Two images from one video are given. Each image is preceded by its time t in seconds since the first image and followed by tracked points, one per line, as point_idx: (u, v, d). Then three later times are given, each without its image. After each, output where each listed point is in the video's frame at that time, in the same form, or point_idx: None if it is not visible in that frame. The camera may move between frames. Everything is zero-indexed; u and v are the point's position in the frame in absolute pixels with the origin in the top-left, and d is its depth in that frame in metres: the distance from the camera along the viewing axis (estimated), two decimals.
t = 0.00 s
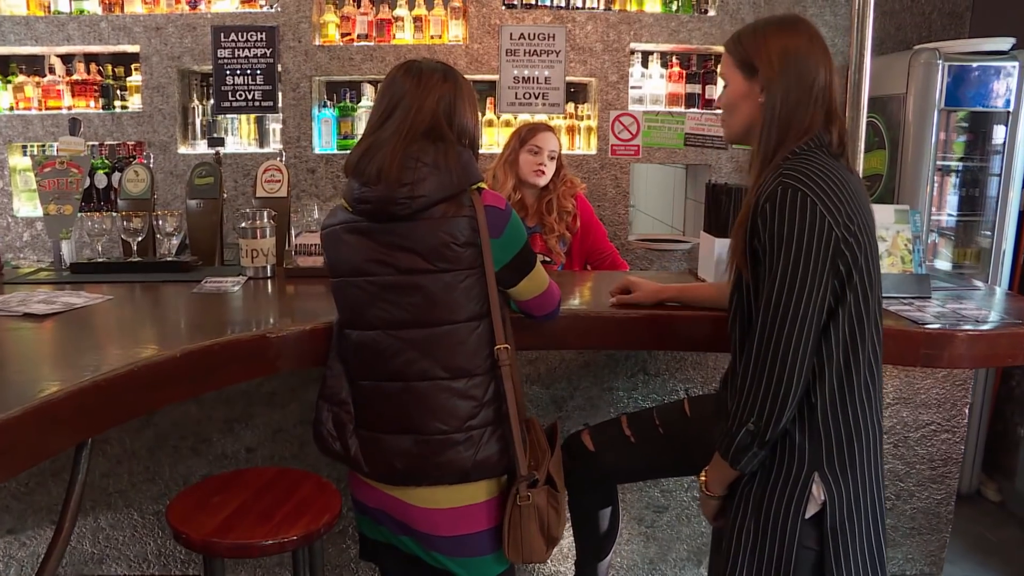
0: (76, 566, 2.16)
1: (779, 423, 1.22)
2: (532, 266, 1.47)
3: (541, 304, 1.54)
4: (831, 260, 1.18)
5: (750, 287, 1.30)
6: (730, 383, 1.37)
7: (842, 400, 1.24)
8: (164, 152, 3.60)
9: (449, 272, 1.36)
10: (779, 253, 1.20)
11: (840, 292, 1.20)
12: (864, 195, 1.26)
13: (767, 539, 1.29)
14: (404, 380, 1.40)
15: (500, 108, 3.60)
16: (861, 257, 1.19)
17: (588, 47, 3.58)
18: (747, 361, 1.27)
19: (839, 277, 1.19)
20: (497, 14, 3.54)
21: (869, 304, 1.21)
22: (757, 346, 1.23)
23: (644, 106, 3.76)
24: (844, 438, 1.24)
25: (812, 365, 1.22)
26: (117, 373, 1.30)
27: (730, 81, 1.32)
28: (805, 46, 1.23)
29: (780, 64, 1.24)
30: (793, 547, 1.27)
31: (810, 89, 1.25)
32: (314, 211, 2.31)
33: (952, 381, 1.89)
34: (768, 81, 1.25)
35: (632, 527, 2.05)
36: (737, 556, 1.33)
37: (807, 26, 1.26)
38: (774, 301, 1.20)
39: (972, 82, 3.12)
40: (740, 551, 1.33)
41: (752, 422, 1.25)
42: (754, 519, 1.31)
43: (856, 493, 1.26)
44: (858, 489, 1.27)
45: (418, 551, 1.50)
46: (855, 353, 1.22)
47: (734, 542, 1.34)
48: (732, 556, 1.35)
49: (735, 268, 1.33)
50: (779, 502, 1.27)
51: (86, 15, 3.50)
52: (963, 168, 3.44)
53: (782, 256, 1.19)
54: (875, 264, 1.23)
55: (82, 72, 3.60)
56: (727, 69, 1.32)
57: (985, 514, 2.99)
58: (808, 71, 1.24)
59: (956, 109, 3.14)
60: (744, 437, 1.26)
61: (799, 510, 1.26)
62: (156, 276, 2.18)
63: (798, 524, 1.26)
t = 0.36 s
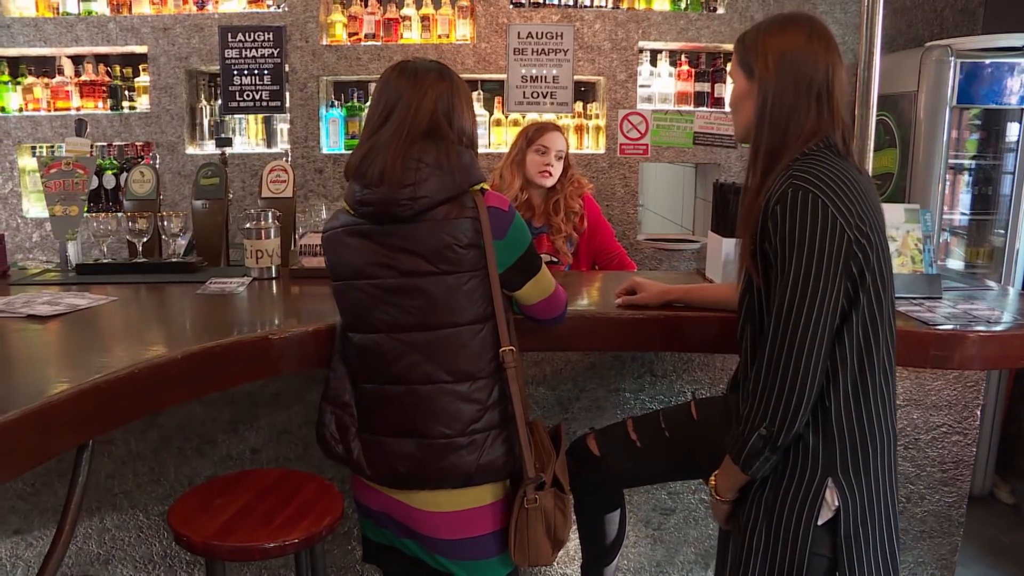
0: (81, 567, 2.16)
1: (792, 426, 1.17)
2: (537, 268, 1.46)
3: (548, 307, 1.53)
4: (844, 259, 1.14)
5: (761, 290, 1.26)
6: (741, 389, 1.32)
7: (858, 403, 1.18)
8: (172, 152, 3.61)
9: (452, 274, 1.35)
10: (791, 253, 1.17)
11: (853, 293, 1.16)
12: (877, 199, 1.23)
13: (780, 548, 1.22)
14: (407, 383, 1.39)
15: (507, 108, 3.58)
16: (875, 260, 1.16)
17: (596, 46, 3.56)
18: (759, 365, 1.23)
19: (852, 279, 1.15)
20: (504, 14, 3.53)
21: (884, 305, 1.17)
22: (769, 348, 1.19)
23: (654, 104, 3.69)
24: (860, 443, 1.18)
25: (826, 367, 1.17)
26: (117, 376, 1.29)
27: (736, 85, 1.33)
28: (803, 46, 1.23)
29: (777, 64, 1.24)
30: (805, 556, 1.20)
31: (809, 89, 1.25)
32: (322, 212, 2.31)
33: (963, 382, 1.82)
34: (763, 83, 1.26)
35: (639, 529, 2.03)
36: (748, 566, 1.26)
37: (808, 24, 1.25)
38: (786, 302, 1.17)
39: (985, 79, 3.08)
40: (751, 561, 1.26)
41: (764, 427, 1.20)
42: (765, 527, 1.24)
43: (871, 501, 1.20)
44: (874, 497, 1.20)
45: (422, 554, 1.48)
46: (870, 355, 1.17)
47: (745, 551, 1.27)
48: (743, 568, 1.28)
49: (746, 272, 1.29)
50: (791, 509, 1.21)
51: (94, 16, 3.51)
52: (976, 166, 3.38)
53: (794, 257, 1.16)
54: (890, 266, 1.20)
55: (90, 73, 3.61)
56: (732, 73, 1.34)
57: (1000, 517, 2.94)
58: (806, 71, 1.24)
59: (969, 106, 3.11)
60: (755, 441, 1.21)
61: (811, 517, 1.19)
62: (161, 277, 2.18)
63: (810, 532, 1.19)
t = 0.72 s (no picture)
0: (96, 561, 2.20)
1: (795, 434, 1.13)
2: (540, 271, 1.44)
3: (554, 309, 1.52)
4: (849, 265, 1.10)
5: (763, 294, 1.22)
6: (743, 395, 1.28)
7: (862, 411, 1.14)
8: (194, 153, 3.65)
9: (452, 277, 1.35)
10: (796, 257, 1.12)
11: (859, 299, 1.12)
12: (884, 203, 1.19)
13: (780, 557, 1.19)
14: (407, 386, 1.39)
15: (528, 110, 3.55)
16: (881, 265, 1.13)
17: (615, 48, 3.55)
18: (760, 371, 1.19)
19: (858, 284, 1.12)
20: (523, 16, 3.53)
21: (890, 312, 1.13)
22: (772, 353, 1.15)
23: (672, 108, 3.69)
24: (863, 451, 1.15)
25: (830, 374, 1.13)
26: (120, 375, 1.31)
27: (742, 87, 1.30)
28: (809, 47, 1.20)
29: (783, 66, 1.20)
30: (806, 566, 1.17)
31: (816, 91, 1.21)
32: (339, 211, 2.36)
33: (979, 389, 1.79)
34: (769, 85, 1.22)
35: (648, 534, 2.01)
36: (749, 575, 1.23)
37: (815, 25, 1.22)
38: (789, 307, 1.12)
39: (1011, 80, 3.02)
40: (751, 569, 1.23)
41: (766, 433, 1.17)
42: (766, 534, 1.21)
43: (874, 510, 1.17)
44: (877, 506, 1.17)
45: (422, 555, 1.49)
46: (876, 362, 1.14)
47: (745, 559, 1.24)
48: None
49: (749, 275, 1.25)
50: (792, 517, 1.17)
51: (119, 20, 3.56)
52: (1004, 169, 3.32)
53: (798, 261, 1.12)
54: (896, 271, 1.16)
55: (115, 76, 3.67)
56: (738, 75, 1.30)
57: None
58: (813, 72, 1.20)
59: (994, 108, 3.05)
60: (757, 448, 1.18)
61: (812, 526, 1.16)
62: (175, 277, 2.20)
63: (811, 541, 1.16)
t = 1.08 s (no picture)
0: (108, 553, 2.24)
1: (785, 435, 1.12)
2: (539, 270, 1.44)
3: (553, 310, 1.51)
4: (842, 266, 1.08)
5: (756, 294, 1.20)
6: (738, 394, 1.27)
7: (854, 413, 1.13)
8: (213, 153, 3.70)
9: (449, 276, 1.35)
10: (787, 258, 1.11)
11: (852, 300, 1.10)
12: (881, 203, 1.17)
13: (772, 558, 1.18)
14: (404, 384, 1.39)
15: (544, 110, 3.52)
16: (876, 267, 1.10)
17: (631, 48, 3.53)
18: (753, 372, 1.18)
19: (851, 286, 1.10)
20: (539, 16, 3.53)
21: (884, 314, 1.11)
22: (763, 354, 1.14)
23: (689, 108, 3.65)
24: (856, 454, 1.13)
25: (822, 376, 1.11)
26: (120, 370, 1.33)
27: (740, 87, 1.27)
28: (806, 46, 1.17)
29: (779, 66, 1.18)
30: (797, 568, 1.15)
31: (812, 92, 1.19)
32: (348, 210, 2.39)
33: (990, 393, 1.75)
34: (765, 85, 1.20)
35: (652, 535, 2.00)
36: None
37: (813, 24, 1.19)
38: (780, 308, 1.11)
39: None
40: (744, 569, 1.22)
41: (757, 434, 1.15)
42: (757, 536, 1.20)
43: (867, 512, 1.15)
44: (870, 509, 1.16)
45: (419, 553, 1.49)
46: (869, 364, 1.12)
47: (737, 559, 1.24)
48: None
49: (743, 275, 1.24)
50: (783, 519, 1.16)
51: (140, 22, 3.62)
52: None
53: (789, 262, 1.10)
54: (892, 273, 1.13)
55: (137, 77, 3.73)
56: (736, 75, 1.28)
57: None
58: (809, 72, 1.17)
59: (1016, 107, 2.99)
60: (748, 448, 1.17)
61: (803, 528, 1.15)
62: (186, 276, 2.23)
63: (802, 543, 1.15)
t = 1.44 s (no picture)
0: (112, 548, 2.27)
1: (773, 438, 1.11)
2: (533, 272, 1.43)
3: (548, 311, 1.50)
4: (831, 268, 1.08)
5: (747, 297, 1.20)
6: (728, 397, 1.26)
7: (844, 417, 1.11)
8: (225, 153, 3.73)
9: (441, 276, 1.35)
10: (776, 259, 1.10)
11: (841, 303, 1.10)
12: (873, 206, 1.16)
13: (761, 562, 1.16)
14: (396, 382, 1.40)
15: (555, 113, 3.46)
16: (866, 269, 1.09)
17: (641, 50, 3.52)
18: (742, 373, 1.17)
19: (840, 288, 1.09)
20: (550, 18, 3.53)
21: (874, 317, 1.10)
22: (752, 356, 1.13)
23: (700, 110, 3.66)
24: (845, 458, 1.12)
25: (811, 378, 1.10)
26: (115, 366, 1.34)
27: (733, 89, 1.27)
28: (797, 48, 1.16)
29: (771, 68, 1.17)
30: (785, 574, 1.14)
31: (804, 94, 1.18)
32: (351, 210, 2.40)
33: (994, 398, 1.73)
34: (756, 88, 1.19)
35: (650, 538, 1.99)
36: None
37: (805, 26, 1.18)
38: (768, 309, 1.10)
39: None
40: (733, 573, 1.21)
41: (745, 437, 1.14)
42: (746, 539, 1.19)
43: (857, 517, 1.14)
44: (859, 515, 1.14)
45: (411, 550, 1.49)
46: (859, 367, 1.11)
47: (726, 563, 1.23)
48: None
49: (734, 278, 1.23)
50: (771, 522, 1.15)
51: (155, 23, 3.66)
52: None
53: (778, 263, 1.10)
54: (883, 275, 1.12)
55: (151, 77, 3.77)
56: (730, 77, 1.27)
57: None
58: (801, 75, 1.16)
59: None
60: (737, 451, 1.15)
61: (791, 533, 1.13)
62: (190, 274, 2.25)
63: (790, 548, 1.13)
